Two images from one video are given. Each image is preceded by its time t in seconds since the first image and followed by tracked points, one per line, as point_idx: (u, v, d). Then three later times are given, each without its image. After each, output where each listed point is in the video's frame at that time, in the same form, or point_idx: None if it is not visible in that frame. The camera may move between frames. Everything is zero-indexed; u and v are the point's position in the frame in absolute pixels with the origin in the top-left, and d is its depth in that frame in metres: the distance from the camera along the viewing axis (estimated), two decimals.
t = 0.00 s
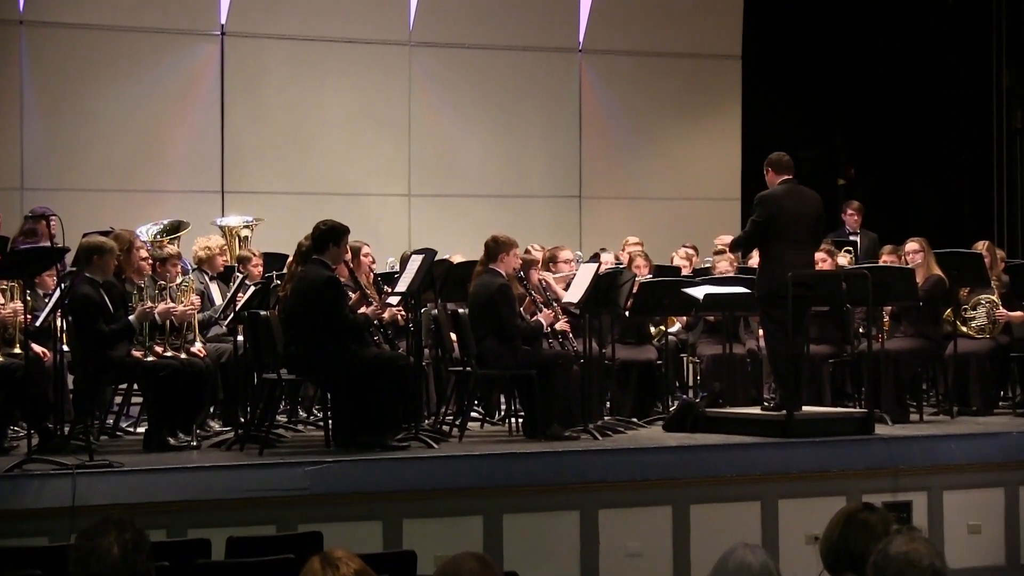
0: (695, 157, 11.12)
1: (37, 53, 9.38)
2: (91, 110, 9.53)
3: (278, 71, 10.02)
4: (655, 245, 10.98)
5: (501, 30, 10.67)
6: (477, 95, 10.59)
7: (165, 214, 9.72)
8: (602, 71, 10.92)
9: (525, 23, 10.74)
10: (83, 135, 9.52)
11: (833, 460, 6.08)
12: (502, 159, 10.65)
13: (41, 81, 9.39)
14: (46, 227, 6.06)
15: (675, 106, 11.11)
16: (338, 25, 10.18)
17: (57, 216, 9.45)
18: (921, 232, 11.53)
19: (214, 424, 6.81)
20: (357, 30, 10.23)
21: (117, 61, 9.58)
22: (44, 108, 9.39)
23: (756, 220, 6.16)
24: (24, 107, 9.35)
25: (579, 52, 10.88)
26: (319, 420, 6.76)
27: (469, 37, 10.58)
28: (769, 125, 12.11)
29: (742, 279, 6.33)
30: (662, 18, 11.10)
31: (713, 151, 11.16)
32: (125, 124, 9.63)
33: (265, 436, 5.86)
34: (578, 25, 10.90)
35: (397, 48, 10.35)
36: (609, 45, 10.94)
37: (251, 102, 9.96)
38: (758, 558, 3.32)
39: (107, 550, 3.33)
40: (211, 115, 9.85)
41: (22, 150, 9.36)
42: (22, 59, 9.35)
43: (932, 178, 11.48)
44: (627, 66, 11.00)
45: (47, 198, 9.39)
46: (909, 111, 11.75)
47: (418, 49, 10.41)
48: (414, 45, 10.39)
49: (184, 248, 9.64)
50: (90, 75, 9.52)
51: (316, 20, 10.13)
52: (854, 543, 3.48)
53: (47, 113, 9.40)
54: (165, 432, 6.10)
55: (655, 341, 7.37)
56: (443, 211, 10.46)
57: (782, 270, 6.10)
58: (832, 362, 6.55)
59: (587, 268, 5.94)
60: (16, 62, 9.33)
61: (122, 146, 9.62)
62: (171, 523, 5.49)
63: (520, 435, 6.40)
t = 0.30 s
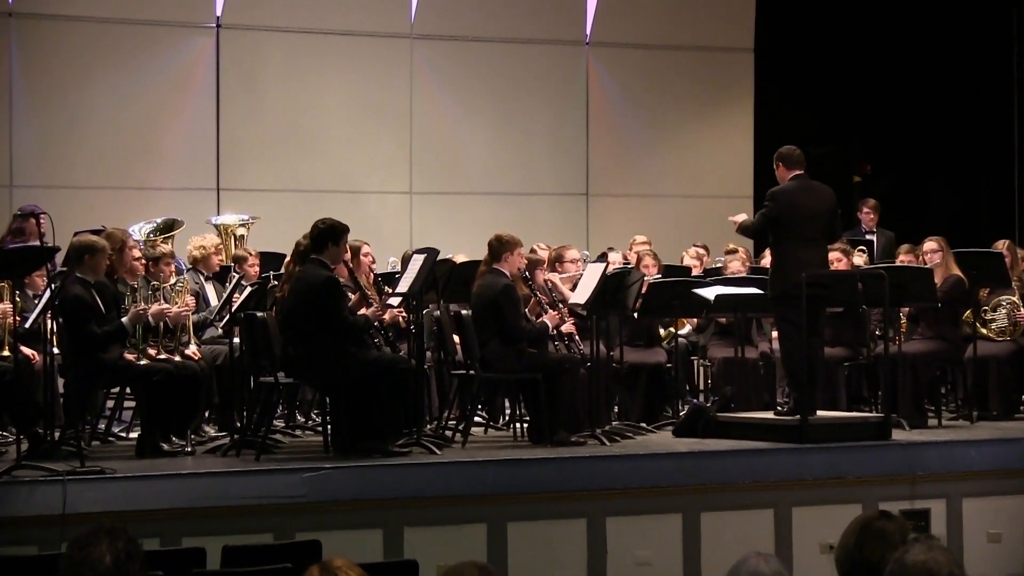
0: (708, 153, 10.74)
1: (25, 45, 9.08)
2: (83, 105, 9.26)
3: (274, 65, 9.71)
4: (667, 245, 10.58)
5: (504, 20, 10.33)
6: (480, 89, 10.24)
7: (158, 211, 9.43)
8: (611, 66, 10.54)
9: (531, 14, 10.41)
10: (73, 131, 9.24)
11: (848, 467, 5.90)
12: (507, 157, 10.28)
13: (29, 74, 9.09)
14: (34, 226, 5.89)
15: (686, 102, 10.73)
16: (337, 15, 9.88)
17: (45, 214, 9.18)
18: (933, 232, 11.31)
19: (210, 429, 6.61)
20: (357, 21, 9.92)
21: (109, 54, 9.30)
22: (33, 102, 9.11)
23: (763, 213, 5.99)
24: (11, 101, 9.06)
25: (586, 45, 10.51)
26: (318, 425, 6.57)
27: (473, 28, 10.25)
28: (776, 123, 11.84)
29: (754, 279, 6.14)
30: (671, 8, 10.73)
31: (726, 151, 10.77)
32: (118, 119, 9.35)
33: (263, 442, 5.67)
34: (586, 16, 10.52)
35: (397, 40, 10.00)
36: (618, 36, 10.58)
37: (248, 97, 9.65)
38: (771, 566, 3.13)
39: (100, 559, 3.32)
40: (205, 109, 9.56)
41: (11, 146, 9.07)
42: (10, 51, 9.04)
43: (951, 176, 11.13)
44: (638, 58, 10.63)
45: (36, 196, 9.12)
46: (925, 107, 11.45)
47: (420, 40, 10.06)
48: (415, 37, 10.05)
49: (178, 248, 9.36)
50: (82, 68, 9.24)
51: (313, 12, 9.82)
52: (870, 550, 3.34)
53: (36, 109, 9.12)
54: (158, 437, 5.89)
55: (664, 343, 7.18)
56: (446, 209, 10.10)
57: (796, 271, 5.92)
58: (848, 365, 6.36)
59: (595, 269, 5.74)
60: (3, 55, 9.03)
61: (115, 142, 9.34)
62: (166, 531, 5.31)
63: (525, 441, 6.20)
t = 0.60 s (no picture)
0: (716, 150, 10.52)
1: (14, 39, 8.88)
2: (73, 100, 9.05)
3: (270, 61, 9.49)
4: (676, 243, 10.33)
5: (507, 12, 10.09)
6: (482, 83, 10.00)
7: (150, 210, 9.20)
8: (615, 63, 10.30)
9: (535, 6, 10.16)
10: (63, 127, 9.03)
11: (862, 473, 5.71)
12: (509, 155, 10.06)
13: (17, 70, 8.89)
14: (20, 224, 5.70)
15: (693, 99, 10.51)
16: (336, 7, 9.65)
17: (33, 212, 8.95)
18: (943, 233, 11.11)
19: (203, 434, 6.43)
20: (356, 14, 9.70)
21: (98, 48, 9.09)
22: (22, 97, 8.91)
23: (771, 207, 5.79)
24: None
25: (592, 37, 10.26)
26: (315, 430, 6.38)
27: (475, 20, 10.00)
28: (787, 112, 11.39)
29: (765, 279, 5.95)
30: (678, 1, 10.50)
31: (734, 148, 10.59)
32: (108, 115, 9.13)
33: (258, 447, 5.48)
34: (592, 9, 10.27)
35: (397, 33, 9.78)
36: (624, 28, 10.34)
37: (243, 93, 9.44)
38: None
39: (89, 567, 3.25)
40: (198, 104, 9.33)
41: None
42: None
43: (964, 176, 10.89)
44: (645, 51, 10.40)
45: (25, 194, 8.91)
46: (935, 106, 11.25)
47: (420, 32, 9.83)
48: (415, 29, 9.82)
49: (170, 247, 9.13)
50: (71, 63, 9.03)
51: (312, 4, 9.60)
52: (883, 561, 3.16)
53: (26, 104, 8.92)
54: (149, 442, 5.71)
55: (672, 345, 7.00)
56: (446, 208, 9.87)
57: (809, 270, 5.71)
58: (862, 369, 6.18)
59: (601, 269, 5.55)
60: None
61: (106, 139, 9.13)
62: (157, 540, 5.12)
63: (529, 446, 6.01)
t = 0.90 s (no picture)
0: (726, 147, 10.25)
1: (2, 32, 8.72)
2: (62, 95, 8.89)
3: (265, 53, 9.30)
4: (682, 243, 10.10)
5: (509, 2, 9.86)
6: (483, 76, 9.78)
7: (142, 207, 9.03)
8: (620, 58, 10.06)
9: None
10: (52, 122, 8.87)
11: (876, 479, 5.53)
12: (511, 152, 9.84)
13: (5, 64, 8.74)
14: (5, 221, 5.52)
15: (700, 95, 10.23)
16: None
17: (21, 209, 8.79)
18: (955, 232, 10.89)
19: (195, 439, 6.25)
20: (354, 5, 9.48)
21: (88, 42, 8.92)
22: (11, 92, 8.76)
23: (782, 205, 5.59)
24: None
25: (597, 28, 10.03)
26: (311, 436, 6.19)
27: (476, 10, 9.77)
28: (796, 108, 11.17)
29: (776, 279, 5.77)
30: None
31: (745, 145, 10.27)
32: (98, 110, 8.96)
33: (252, 453, 5.30)
34: None
35: (396, 24, 9.57)
36: (630, 19, 10.10)
37: (236, 88, 9.25)
38: None
39: None
40: (189, 99, 9.14)
41: None
42: None
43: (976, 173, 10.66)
44: (652, 43, 10.15)
45: (13, 190, 8.75)
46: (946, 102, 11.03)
47: (420, 23, 9.61)
48: (415, 20, 9.60)
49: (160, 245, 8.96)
50: (61, 57, 8.87)
51: None
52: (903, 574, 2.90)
53: (14, 99, 8.77)
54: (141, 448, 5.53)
55: (680, 347, 6.82)
56: (445, 206, 9.66)
57: (821, 271, 5.51)
58: (876, 372, 6.00)
59: (606, 269, 5.37)
60: None
61: (96, 134, 8.96)
62: (149, 549, 4.95)
63: (531, 452, 5.83)
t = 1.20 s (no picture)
0: (731, 144, 10.04)
1: None
2: (52, 89, 8.71)
3: (260, 46, 9.11)
4: (687, 242, 9.91)
5: None
6: (483, 70, 9.58)
7: (132, 205, 8.85)
8: (623, 54, 9.86)
9: None
10: (39, 118, 8.69)
11: (891, 486, 5.34)
12: (511, 150, 9.64)
13: None
14: None
15: (705, 92, 10.03)
16: None
17: (9, 206, 8.61)
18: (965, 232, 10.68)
19: (186, 445, 6.06)
20: None
21: (76, 36, 8.74)
22: None
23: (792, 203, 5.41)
24: None
25: (601, 20, 9.82)
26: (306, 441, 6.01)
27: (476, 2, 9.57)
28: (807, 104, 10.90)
29: (786, 280, 5.58)
30: None
31: (753, 143, 10.09)
32: (86, 106, 8.78)
33: (245, 459, 5.12)
34: None
35: (395, 17, 9.38)
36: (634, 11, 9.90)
37: (229, 84, 9.07)
38: None
39: None
40: (181, 95, 8.97)
41: None
42: None
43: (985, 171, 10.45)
44: (657, 35, 9.95)
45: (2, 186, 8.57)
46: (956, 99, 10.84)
47: (418, 14, 9.42)
48: (413, 11, 9.41)
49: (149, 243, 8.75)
50: (50, 50, 8.69)
51: None
52: None
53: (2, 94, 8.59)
54: (130, 454, 5.34)
55: (687, 350, 6.63)
56: (444, 204, 9.46)
57: (833, 271, 5.33)
58: (891, 375, 5.84)
59: (611, 269, 5.19)
60: None
61: (86, 129, 8.78)
62: (137, 559, 4.75)
63: (533, 458, 5.64)
